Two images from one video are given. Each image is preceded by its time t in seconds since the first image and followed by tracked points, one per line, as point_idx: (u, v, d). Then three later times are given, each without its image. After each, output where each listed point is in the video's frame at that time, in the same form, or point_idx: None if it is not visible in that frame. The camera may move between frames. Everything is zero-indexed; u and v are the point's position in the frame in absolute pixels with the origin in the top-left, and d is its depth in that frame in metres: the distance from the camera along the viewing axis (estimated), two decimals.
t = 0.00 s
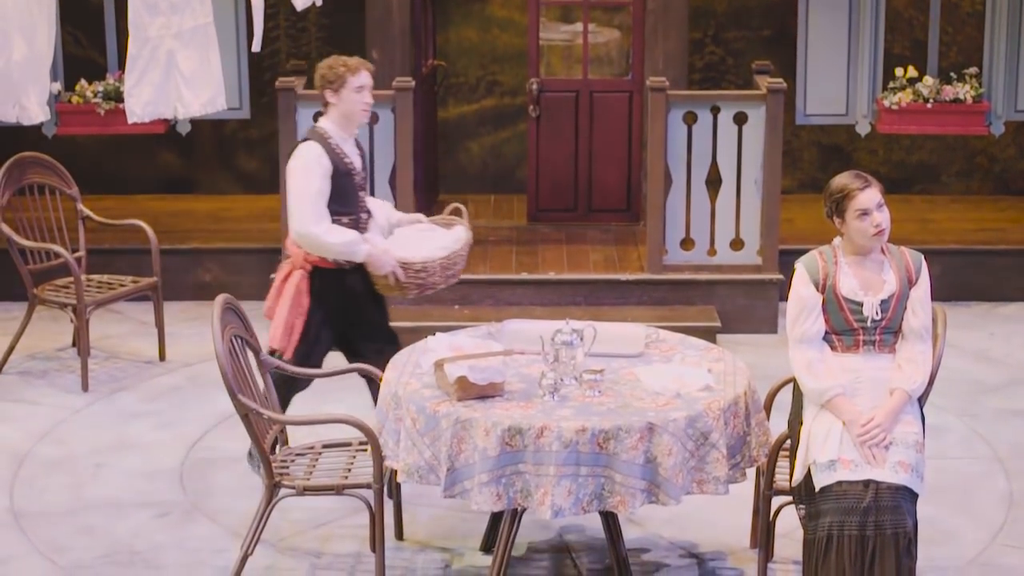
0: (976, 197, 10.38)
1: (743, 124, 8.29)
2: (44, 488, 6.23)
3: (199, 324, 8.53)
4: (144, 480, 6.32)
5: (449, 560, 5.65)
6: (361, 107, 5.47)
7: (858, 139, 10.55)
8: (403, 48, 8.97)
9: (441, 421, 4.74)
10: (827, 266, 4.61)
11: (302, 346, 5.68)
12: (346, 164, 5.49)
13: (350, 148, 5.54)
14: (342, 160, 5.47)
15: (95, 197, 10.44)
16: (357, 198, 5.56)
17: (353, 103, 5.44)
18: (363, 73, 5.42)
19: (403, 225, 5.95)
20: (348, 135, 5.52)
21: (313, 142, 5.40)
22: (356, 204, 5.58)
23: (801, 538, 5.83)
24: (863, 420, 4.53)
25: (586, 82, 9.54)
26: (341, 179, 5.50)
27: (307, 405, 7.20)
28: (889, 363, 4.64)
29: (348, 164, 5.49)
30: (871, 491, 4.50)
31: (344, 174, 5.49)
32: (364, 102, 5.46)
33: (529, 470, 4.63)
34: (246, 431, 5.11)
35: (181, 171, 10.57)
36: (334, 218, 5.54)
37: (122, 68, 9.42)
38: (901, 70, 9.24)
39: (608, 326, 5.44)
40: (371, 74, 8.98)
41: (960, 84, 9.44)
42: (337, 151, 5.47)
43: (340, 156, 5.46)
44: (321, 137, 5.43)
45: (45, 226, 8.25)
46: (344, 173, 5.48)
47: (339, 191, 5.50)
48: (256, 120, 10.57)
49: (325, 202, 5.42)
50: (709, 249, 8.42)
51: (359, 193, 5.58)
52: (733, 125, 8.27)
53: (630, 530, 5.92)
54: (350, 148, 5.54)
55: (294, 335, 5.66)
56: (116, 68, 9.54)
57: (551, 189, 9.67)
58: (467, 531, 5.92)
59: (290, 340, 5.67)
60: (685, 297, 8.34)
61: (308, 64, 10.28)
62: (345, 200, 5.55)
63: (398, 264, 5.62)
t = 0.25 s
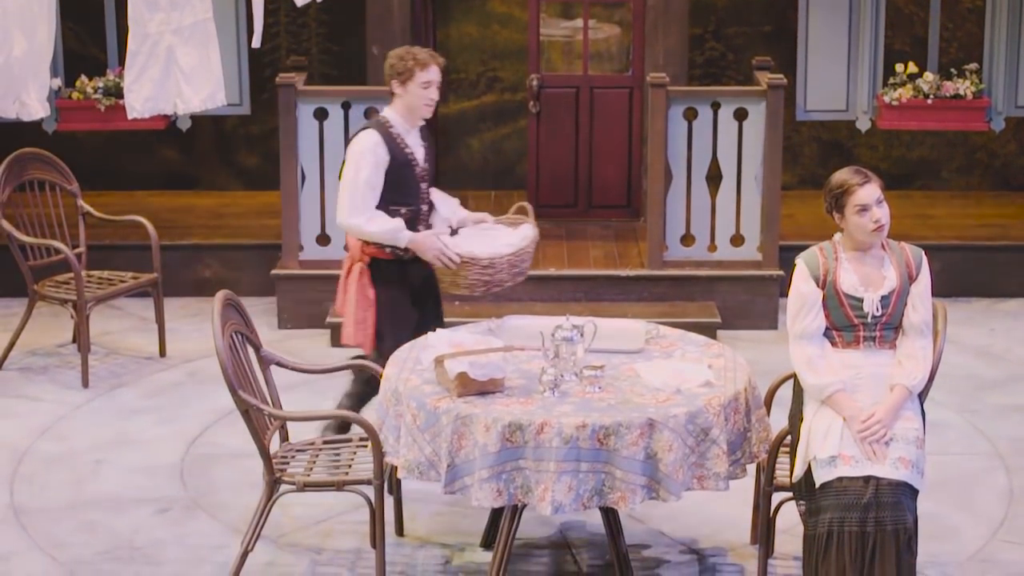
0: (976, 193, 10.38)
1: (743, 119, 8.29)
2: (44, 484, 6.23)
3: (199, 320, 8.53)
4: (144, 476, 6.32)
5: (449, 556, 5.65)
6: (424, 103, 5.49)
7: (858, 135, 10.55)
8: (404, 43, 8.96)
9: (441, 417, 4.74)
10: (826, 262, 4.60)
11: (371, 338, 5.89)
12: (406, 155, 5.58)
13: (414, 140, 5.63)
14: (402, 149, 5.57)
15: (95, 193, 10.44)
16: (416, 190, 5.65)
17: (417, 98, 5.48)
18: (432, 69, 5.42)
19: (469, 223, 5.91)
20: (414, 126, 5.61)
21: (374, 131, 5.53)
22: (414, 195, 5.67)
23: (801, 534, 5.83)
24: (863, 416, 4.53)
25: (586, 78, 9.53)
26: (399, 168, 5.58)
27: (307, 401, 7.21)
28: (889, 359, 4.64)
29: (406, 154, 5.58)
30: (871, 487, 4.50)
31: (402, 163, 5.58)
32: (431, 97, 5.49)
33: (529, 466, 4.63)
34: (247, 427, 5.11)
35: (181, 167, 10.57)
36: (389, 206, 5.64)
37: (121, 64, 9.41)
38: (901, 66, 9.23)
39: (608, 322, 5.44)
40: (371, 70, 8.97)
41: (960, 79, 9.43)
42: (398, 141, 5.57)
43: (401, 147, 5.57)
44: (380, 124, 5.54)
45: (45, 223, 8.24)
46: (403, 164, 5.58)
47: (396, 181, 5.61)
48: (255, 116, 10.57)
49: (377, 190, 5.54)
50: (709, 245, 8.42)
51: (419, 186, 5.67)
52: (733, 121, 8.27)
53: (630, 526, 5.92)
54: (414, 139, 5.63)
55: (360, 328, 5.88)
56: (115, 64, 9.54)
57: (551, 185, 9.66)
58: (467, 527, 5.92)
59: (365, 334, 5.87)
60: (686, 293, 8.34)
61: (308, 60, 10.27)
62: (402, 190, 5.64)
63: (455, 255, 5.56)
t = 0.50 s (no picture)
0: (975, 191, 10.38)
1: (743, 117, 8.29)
2: (44, 481, 6.23)
3: (199, 318, 8.53)
4: (145, 474, 6.32)
5: (449, 554, 5.65)
6: (465, 111, 5.36)
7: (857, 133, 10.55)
8: (404, 41, 8.95)
9: (441, 415, 4.73)
10: (826, 262, 4.60)
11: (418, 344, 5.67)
12: (445, 160, 5.46)
13: (457, 146, 5.50)
14: (440, 155, 5.44)
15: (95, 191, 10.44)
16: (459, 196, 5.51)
17: (457, 106, 5.34)
18: (473, 77, 5.27)
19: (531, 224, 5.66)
20: (455, 132, 5.48)
21: (411, 137, 5.42)
22: (457, 201, 5.52)
23: (801, 531, 5.83)
24: (863, 415, 4.53)
25: (585, 75, 9.53)
26: (437, 174, 5.45)
27: (307, 399, 7.21)
28: (889, 358, 4.64)
29: (446, 160, 5.45)
30: (871, 485, 4.50)
31: (441, 169, 5.45)
32: (472, 104, 5.34)
33: (529, 464, 4.63)
34: (247, 425, 5.11)
35: (181, 166, 10.58)
36: (429, 213, 5.50)
37: (121, 62, 9.41)
38: (901, 63, 9.23)
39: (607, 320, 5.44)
40: (371, 68, 8.97)
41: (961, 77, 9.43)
42: (437, 147, 5.45)
43: (440, 153, 5.45)
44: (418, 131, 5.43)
45: (45, 221, 8.23)
46: (442, 169, 5.45)
47: (437, 187, 5.48)
48: (256, 114, 10.58)
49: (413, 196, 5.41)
50: (709, 242, 8.42)
51: (462, 191, 5.53)
52: (733, 119, 8.26)
53: (630, 524, 5.92)
54: (456, 145, 5.50)
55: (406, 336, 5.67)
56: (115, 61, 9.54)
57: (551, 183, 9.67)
58: (467, 525, 5.92)
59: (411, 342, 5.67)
60: (686, 291, 8.34)
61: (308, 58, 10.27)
62: (445, 196, 5.50)
63: (488, 247, 5.27)
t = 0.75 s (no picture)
0: (974, 190, 10.38)
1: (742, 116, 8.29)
2: (43, 481, 6.23)
3: (199, 317, 8.53)
4: (144, 473, 6.31)
5: (448, 553, 5.65)
6: (494, 120, 5.39)
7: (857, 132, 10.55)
8: (404, 40, 8.96)
9: (440, 414, 4.73)
10: (825, 262, 4.59)
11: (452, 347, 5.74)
12: (476, 170, 5.52)
13: (490, 155, 5.56)
14: (471, 165, 5.51)
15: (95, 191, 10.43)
16: (495, 203, 5.54)
17: (486, 114, 5.38)
18: (500, 86, 5.29)
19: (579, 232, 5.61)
20: (487, 141, 5.55)
21: (439, 150, 5.53)
22: (495, 210, 5.55)
23: (801, 530, 5.83)
24: (862, 414, 4.53)
25: (585, 75, 9.53)
26: (469, 183, 5.52)
27: (307, 398, 7.21)
28: (889, 358, 4.64)
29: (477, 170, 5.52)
30: (871, 485, 4.50)
31: (474, 179, 5.52)
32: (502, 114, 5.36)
33: (529, 463, 4.62)
34: (246, 425, 5.11)
35: (180, 165, 10.58)
36: (467, 224, 5.57)
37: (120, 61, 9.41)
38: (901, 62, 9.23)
39: (607, 320, 5.43)
40: (370, 67, 8.97)
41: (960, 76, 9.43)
42: (467, 157, 5.53)
43: (468, 163, 5.52)
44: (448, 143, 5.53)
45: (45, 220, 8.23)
46: (472, 179, 5.52)
47: (471, 198, 5.54)
48: (255, 113, 10.59)
49: (445, 207, 5.50)
50: (709, 241, 8.42)
51: (500, 200, 5.55)
52: (732, 118, 8.26)
53: (630, 523, 5.92)
54: (491, 154, 5.56)
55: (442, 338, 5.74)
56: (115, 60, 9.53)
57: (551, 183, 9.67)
58: (466, 524, 5.92)
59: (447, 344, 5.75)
60: (685, 290, 8.34)
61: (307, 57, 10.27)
62: (482, 206, 5.55)
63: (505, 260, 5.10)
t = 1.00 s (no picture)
0: (973, 190, 10.38)
1: (742, 115, 8.29)
2: (42, 480, 6.23)
3: (198, 317, 8.52)
4: (143, 473, 6.31)
5: (447, 552, 5.65)
6: (532, 118, 5.38)
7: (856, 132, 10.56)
8: (403, 39, 8.96)
9: (439, 413, 4.73)
10: (823, 263, 4.59)
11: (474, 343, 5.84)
12: (503, 169, 5.54)
13: (521, 155, 5.57)
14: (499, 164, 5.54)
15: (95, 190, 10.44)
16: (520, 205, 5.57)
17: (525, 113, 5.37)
18: (544, 85, 5.29)
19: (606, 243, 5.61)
20: (521, 141, 5.55)
21: (471, 145, 5.56)
22: (520, 211, 5.58)
23: (800, 530, 5.83)
24: (861, 414, 4.53)
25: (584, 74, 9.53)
26: (494, 183, 5.56)
27: (306, 397, 7.20)
28: (888, 357, 4.64)
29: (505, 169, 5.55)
30: (870, 484, 4.50)
31: (501, 178, 5.55)
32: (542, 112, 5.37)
33: (528, 463, 4.62)
34: (246, 424, 5.11)
35: (179, 165, 10.58)
36: (492, 222, 5.62)
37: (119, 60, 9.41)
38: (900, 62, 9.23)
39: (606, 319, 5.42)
40: (369, 66, 8.98)
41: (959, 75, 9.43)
42: (497, 155, 5.55)
43: (496, 162, 5.54)
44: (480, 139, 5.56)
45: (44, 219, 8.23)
46: (498, 178, 5.55)
47: (497, 197, 5.58)
48: (254, 112, 10.58)
49: (467, 204, 5.57)
50: (708, 241, 8.42)
51: (526, 201, 5.57)
52: (731, 117, 8.26)
53: (629, 522, 5.92)
54: (524, 152, 5.57)
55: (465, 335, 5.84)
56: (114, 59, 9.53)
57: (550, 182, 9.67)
58: (465, 523, 5.91)
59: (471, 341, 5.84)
60: (685, 289, 8.34)
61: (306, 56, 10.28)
62: (508, 205, 5.59)
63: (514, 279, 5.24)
